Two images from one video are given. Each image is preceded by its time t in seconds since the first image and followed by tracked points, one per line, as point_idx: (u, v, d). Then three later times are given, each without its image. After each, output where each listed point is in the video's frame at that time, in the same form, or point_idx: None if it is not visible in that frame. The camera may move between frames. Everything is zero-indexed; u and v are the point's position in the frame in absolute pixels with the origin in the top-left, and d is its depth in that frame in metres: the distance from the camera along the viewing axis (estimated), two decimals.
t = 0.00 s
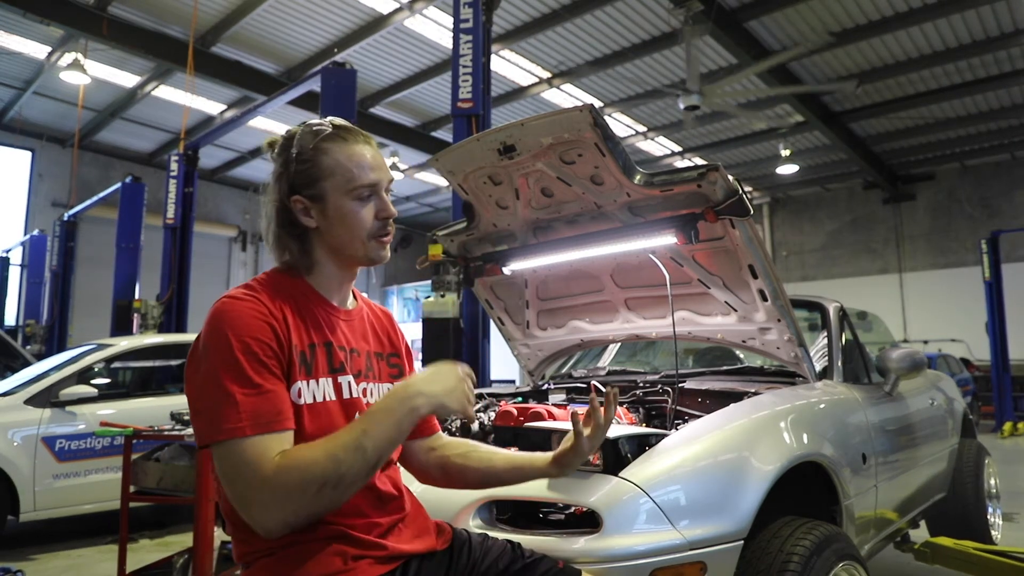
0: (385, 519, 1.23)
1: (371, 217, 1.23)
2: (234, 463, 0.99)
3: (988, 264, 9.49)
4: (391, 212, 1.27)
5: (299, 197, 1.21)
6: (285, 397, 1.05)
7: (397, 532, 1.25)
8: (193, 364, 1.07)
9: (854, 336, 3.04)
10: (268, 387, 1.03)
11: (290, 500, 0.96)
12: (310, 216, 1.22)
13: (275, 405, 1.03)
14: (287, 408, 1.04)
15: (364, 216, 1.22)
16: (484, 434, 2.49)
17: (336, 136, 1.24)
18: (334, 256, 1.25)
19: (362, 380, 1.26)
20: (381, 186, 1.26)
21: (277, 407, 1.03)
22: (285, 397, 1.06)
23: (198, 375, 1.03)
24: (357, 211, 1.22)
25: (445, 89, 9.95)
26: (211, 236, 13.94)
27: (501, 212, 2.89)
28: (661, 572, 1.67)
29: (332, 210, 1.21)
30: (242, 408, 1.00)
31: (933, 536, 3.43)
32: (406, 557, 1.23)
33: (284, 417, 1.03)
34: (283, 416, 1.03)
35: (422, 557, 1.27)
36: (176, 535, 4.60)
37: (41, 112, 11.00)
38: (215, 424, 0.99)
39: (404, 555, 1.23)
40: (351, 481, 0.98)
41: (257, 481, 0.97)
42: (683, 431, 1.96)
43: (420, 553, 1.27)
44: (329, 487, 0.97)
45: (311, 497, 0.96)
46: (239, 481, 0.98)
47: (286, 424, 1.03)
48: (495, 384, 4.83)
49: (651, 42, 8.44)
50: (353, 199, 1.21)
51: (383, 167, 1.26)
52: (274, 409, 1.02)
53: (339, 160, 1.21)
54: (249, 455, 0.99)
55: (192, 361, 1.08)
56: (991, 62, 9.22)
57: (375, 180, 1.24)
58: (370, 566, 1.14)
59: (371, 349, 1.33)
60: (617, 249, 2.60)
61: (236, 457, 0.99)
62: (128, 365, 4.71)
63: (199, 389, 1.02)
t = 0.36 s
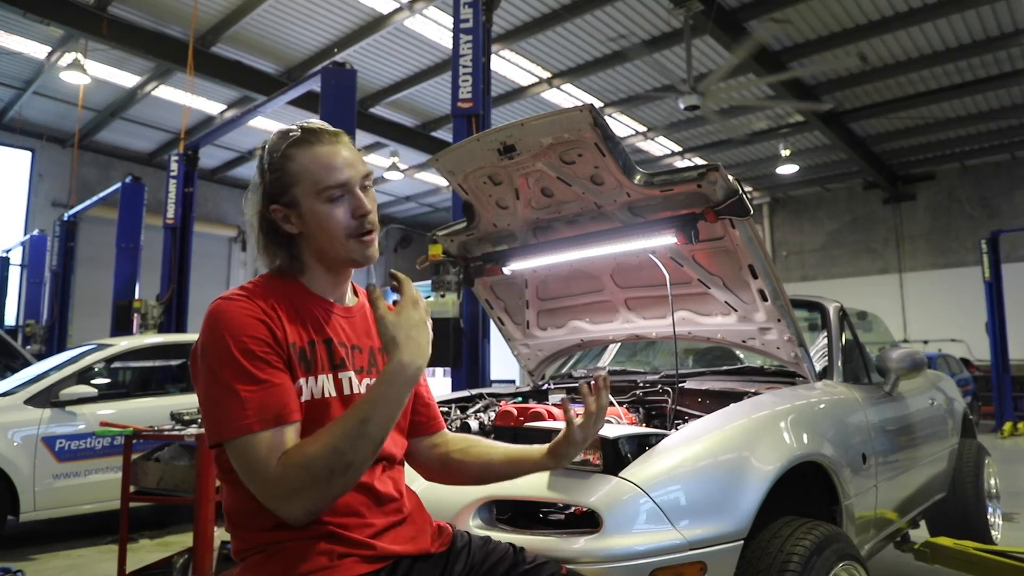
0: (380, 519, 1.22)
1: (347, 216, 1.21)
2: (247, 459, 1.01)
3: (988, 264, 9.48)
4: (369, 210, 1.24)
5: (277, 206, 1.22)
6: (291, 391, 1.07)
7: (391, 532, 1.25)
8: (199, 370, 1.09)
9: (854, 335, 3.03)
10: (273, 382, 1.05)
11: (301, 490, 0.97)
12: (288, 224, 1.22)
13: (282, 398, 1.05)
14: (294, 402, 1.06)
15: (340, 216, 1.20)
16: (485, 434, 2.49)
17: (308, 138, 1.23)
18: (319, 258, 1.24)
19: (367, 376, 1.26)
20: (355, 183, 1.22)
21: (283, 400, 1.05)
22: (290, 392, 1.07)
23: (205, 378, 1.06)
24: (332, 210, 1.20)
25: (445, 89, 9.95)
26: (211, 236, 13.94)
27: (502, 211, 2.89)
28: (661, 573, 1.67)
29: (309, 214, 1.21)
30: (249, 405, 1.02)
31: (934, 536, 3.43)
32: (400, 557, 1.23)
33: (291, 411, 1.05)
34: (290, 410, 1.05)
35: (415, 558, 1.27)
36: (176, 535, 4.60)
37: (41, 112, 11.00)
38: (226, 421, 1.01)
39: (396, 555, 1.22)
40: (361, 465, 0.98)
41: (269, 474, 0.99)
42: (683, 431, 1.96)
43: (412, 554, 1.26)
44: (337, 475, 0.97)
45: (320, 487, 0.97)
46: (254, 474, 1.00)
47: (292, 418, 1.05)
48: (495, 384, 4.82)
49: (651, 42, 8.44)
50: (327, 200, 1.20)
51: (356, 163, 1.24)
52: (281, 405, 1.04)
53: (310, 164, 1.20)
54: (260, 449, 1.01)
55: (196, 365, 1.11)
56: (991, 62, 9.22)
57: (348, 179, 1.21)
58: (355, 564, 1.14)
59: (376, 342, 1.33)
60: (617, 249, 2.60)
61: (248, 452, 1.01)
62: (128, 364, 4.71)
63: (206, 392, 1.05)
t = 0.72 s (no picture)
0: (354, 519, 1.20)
1: (332, 228, 1.22)
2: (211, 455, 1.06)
3: (988, 264, 9.48)
4: (357, 226, 1.22)
5: (288, 203, 1.29)
6: (263, 394, 1.10)
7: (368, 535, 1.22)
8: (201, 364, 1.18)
9: (854, 335, 3.03)
10: (245, 384, 1.09)
11: (237, 514, 0.98)
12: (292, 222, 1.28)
13: (250, 397, 1.08)
14: (261, 403, 1.09)
15: (327, 226, 1.21)
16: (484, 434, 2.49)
17: (320, 145, 1.25)
18: (317, 262, 1.27)
19: (361, 383, 1.24)
20: (349, 198, 1.22)
21: (249, 401, 1.08)
22: (260, 392, 1.10)
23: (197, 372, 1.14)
24: (320, 218, 1.22)
25: (444, 89, 9.95)
26: (211, 236, 13.94)
27: (501, 211, 2.89)
28: (660, 572, 1.67)
29: (305, 218, 1.24)
30: (214, 403, 1.07)
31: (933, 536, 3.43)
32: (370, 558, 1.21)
33: (256, 412, 1.08)
34: (256, 411, 1.08)
35: (387, 559, 1.23)
36: (176, 535, 4.60)
37: (41, 112, 11.00)
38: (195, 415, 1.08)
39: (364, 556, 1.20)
40: (298, 525, 0.96)
41: (220, 477, 1.03)
42: (684, 431, 1.96)
43: (386, 555, 1.23)
44: (273, 520, 0.96)
45: (254, 524, 0.97)
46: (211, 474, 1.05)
47: (256, 419, 1.08)
48: (495, 383, 4.82)
49: (651, 42, 8.44)
50: (319, 209, 1.22)
51: (359, 177, 1.23)
52: (245, 405, 1.08)
53: (310, 171, 1.23)
54: (219, 447, 1.05)
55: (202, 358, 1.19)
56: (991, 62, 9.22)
57: (343, 191, 1.22)
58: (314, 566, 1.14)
59: (383, 348, 1.30)
60: (617, 249, 2.60)
61: (210, 449, 1.06)
62: (128, 364, 4.72)
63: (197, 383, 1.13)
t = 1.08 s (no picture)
0: (335, 521, 1.19)
1: (350, 224, 1.29)
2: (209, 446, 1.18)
3: (988, 264, 9.48)
4: (374, 226, 1.29)
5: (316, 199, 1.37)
6: (256, 394, 1.19)
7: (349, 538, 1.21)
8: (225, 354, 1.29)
9: (854, 335, 3.03)
10: (240, 383, 1.18)
11: (218, 511, 1.14)
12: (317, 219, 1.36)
13: (242, 398, 1.17)
14: (251, 403, 1.18)
15: (346, 222, 1.28)
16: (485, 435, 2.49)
17: (347, 145, 1.33)
18: (334, 260, 1.33)
19: (365, 386, 1.26)
20: (369, 198, 1.30)
21: (241, 399, 1.17)
22: (254, 392, 1.18)
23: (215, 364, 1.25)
24: (341, 215, 1.29)
25: (444, 89, 9.95)
26: (211, 236, 13.93)
27: (502, 211, 2.89)
28: (661, 572, 1.67)
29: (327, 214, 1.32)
30: (211, 400, 1.18)
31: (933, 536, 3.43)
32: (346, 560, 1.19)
33: (246, 412, 1.17)
34: (246, 411, 1.17)
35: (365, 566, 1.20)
36: (176, 535, 4.60)
37: (41, 112, 11.00)
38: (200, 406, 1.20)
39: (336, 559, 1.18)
40: (257, 542, 1.10)
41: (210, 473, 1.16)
42: (684, 431, 1.96)
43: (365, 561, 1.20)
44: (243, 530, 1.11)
45: (229, 526, 1.13)
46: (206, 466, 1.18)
47: (247, 418, 1.17)
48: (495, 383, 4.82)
49: (651, 42, 8.43)
50: (340, 206, 1.29)
51: (382, 178, 1.30)
52: (237, 404, 1.17)
53: (335, 168, 1.30)
54: (214, 442, 1.17)
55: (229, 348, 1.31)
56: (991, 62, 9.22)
57: (364, 189, 1.29)
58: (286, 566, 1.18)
59: (394, 353, 1.32)
60: (617, 249, 2.60)
61: (209, 441, 1.19)
62: (128, 364, 4.71)
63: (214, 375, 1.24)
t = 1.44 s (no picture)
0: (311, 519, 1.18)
1: (365, 218, 1.29)
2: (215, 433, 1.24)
3: (988, 264, 9.47)
4: (388, 219, 1.29)
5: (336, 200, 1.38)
6: (257, 385, 1.22)
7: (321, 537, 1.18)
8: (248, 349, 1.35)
9: (854, 336, 3.03)
10: (245, 376, 1.22)
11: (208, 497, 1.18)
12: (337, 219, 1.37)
13: (243, 389, 1.21)
14: (252, 393, 1.21)
15: (362, 217, 1.29)
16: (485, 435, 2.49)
17: (364, 147, 1.34)
18: (351, 258, 1.33)
19: (368, 388, 1.25)
20: (385, 192, 1.30)
21: (245, 391, 1.21)
22: (255, 385, 1.22)
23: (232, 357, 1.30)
24: (357, 210, 1.29)
25: (445, 89, 9.96)
26: (211, 236, 13.93)
27: (501, 211, 2.89)
28: (661, 572, 1.67)
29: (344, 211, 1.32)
30: (218, 390, 1.24)
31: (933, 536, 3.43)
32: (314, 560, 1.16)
33: (246, 401, 1.21)
34: (244, 401, 1.21)
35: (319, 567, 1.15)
36: (175, 535, 4.60)
37: (41, 112, 11.00)
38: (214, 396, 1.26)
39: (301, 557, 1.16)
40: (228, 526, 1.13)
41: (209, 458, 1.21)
42: (684, 431, 1.95)
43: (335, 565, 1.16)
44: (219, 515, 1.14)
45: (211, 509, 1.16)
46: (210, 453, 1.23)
47: (247, 409, 1.21)
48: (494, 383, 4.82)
49: (651, 42, 8.43)
50: (357, 201, 1.30)
51: (398, 174, 1.30)
52: (240, 394, 1.21)
53: (352, 167, 1.31)
54: (218, 430, 1.22)
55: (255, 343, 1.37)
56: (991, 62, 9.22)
57: (379, 183, 1.29)
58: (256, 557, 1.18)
59: (402, 356, 1.29)
60: (617, 249, 2.60)
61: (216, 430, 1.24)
62: (128, 365, 4.71)
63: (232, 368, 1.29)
